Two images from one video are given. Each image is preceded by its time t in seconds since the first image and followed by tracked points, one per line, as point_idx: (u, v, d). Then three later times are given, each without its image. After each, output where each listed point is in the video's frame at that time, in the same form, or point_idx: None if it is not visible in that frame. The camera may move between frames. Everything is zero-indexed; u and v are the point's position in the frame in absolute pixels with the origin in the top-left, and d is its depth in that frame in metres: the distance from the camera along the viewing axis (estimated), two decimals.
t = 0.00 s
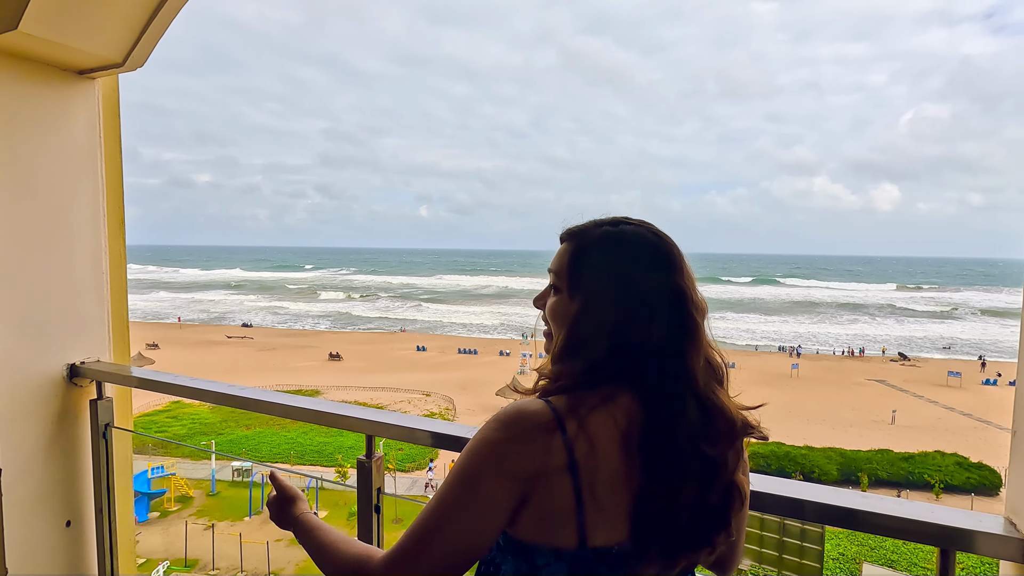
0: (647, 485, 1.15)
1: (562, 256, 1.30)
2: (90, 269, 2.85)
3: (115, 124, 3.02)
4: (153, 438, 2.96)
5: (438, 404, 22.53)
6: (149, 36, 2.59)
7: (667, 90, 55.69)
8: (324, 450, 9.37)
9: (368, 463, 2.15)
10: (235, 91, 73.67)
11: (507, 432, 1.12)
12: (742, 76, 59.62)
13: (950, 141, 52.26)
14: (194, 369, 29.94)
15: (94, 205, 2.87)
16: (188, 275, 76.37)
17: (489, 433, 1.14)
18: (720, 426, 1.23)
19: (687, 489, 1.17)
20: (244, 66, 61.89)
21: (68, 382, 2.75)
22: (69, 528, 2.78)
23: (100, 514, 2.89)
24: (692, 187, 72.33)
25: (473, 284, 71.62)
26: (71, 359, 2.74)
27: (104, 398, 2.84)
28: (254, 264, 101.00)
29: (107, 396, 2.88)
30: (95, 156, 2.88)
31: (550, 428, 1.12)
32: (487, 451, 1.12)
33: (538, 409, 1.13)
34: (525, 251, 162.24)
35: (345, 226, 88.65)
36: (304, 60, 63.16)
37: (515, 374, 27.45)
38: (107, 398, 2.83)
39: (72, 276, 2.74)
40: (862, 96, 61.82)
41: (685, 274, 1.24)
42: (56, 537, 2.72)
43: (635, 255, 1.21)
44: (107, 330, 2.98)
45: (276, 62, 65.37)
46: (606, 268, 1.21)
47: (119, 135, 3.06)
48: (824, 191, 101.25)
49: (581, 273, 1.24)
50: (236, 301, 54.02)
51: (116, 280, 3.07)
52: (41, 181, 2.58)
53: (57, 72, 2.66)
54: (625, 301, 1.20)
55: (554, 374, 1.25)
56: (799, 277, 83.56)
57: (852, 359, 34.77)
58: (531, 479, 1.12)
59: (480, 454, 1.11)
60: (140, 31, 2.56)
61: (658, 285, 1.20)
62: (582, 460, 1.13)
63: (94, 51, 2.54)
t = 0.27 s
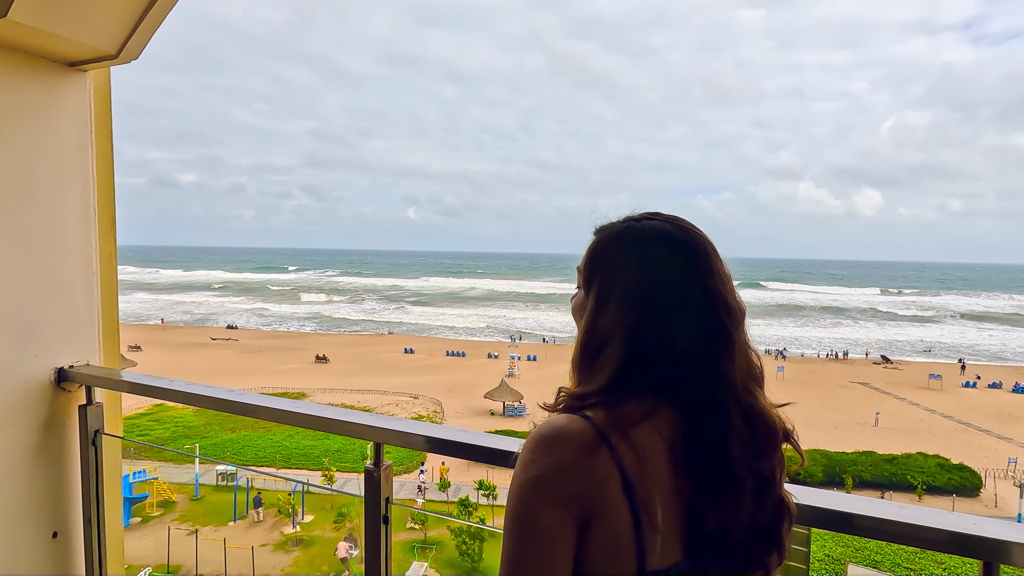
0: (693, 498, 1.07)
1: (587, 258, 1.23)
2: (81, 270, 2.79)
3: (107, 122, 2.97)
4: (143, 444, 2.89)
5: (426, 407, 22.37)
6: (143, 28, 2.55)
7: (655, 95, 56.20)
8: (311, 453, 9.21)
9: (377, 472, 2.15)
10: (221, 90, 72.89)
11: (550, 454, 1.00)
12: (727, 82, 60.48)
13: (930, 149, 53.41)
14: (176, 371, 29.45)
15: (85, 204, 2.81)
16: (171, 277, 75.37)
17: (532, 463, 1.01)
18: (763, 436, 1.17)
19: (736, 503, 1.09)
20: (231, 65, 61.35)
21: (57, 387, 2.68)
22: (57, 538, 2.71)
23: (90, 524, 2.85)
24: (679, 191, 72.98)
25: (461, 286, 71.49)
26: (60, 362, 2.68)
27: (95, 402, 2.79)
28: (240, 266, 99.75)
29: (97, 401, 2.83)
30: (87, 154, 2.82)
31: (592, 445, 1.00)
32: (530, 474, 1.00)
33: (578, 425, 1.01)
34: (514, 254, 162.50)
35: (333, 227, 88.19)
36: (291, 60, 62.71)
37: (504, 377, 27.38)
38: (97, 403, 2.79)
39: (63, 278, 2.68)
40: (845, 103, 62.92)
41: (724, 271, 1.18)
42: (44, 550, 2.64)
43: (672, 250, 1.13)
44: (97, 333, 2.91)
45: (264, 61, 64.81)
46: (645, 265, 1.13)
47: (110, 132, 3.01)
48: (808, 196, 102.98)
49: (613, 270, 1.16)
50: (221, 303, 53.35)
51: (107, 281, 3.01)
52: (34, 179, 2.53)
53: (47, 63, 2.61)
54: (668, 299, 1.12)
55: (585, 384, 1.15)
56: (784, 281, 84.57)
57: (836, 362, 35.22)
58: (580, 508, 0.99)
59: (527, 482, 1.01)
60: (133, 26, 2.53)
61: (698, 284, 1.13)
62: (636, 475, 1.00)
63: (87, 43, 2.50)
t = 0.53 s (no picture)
0: (786, 517, 1.01)
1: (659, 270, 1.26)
2: (83, 272, 2.72)
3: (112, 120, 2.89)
4: (147, 455, 2.80)
5: (417, 410, 22.22)
6: (151, 17, 2.45)
7: (647, 99, 56.45)
8: (302, 455, 9.05)
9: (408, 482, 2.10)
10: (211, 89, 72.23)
11: (628, 483, 0.98)
12: (719, 87, 60.87)
13: (917, 154, 54.08)
14: (163, 373, 29.06)
15: (88, 206, 2.75)
16: (159, 279, 74.52)
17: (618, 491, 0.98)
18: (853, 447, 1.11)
19: (832, 526, 1.03)
20: (221, 65, 60.84)
21: (59, 393, 2.62)
22: (56, 554, 2.65)
23: (92, 539, 2.78)
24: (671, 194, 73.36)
25: (452, 289, 71.32)
26: (62, 367, 2.61)
27: (99, 410, 2.70)
28: (229, 267, 98.86)
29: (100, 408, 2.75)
30: (90, 153, 2.75)
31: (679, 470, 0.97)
32: (614, 503, 0.98)
33: (660, 449, 0.99)
34: (506, 257, 162.53)
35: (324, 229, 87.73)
36: (283, 60, 62.30)
37: (495, 380, 27.22)
38: (101, 411, 2.71)
39: (64, 281, 2.61)
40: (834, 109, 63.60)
41: (806, 271, 1.14)
42: (43, 563, 2.59)
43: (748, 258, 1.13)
44: (100, 336, 2.84)
45: (255, 61, 64.34)
46: (725, 270, 1.13)
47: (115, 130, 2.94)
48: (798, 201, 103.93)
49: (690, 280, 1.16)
50: (210, 305, 52.81)
51: (111, 283, 2.94)
52: (36, 182, 2.47)
53: (54, 53, 2.54)
54: (751, 310, 1.10)
55: (666, 400, 1.12)
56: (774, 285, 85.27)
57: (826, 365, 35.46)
58: (675, 536, 0.96)
59: (608, 512, 0.98)
60: (143, 17, 2.45)
61: (778, 288, 1.10)
62: (729, 502, 0.98)
63: (95, 30, 2.43)
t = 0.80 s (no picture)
0: (910, 546, 0.98)
1: (776, 274, 1.25)
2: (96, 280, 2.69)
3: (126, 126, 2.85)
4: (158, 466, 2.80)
5: (415, 411, 22.14)
6: (167, 16, 2.39)
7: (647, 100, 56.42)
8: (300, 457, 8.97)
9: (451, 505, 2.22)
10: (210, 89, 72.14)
11: (725, 500, 1.03)
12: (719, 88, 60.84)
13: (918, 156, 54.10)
14: (161, 373, 28.98)
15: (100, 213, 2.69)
16: (157, 278, 74.35)
17: (701, 504, 1.03)
18: (992, 480, 1.05)
19: (969, 560, 0.98)
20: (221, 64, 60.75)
21: (70, 405, 2.61)
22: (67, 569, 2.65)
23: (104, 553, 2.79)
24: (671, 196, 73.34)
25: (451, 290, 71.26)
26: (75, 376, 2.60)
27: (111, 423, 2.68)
28: (226, 267, 98.87)
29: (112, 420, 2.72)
30: (104, 158, 2.70)
31: (776, 496, 1.02)
32: (713, 516, 1.03)
33: (767, 474, 1.04)
34: (504, 258, 162.59)
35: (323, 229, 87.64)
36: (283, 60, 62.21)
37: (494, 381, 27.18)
38: (113, 423, 2.67)
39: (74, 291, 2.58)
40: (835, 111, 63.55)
41: (949, 291, 1.07)
42: None
43: (900, 270, 1.07)
44: (113, 343, 2.81)
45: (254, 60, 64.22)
46: (841, 294, 1.10)
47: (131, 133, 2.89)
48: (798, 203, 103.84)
49: (815, 288, 1.14)
50: (208, 305, 52.67)
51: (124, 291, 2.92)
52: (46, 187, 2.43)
53: (67, 48, 2.51)
54: (878, 333, 1.05)
55: (782, 428, 1.15)
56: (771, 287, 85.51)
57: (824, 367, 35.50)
58: (788, 557, 0.99)
59: (703, 525, 1.02)
60: (160, 14, 2.40)
61: (912, 305, 1.05)
62: (838, 529, 0.99)
63: (109, 25, 2.38)
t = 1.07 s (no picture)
0: None
1: (880, 303, 1.05)
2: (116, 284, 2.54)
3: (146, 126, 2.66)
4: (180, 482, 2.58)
5: (420, 411, 22.13)
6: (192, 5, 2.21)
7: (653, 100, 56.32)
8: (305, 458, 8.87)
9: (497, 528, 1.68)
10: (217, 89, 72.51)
11: (868, 545, 0.85)
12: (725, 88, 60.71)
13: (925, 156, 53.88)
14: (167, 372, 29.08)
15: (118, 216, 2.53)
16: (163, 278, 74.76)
17: (857, 526, 0.87)
18: None
19: None
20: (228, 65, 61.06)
21: (87, 414, 2.44)
22: None
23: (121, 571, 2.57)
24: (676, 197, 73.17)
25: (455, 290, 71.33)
26: (95, 384, 2.44)
27: (131, 432, 2.48)
28: (231, 267, 99.33)
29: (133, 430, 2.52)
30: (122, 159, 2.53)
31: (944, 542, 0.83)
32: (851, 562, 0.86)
33: (915, 511, 0.86)
34: (507, 258, 162.70)
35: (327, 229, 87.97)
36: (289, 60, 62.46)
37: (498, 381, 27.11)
38: (133, 433, 2.49)
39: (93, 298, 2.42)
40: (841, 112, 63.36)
41: None
42: None
43: None
44: (134, 351, 2.65)
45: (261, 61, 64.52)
46: (970, 299, 0.93)
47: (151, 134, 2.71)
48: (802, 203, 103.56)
49: (932, 298, 0.97)
50: (213, 305, 52.91)
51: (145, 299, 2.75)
52: (60, 189, 2.27)
53: (87, 40, 2.36)
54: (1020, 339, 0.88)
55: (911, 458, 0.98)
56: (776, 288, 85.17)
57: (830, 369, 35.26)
58: None
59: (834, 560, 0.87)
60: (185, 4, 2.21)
61: None
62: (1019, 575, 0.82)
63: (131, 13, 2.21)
